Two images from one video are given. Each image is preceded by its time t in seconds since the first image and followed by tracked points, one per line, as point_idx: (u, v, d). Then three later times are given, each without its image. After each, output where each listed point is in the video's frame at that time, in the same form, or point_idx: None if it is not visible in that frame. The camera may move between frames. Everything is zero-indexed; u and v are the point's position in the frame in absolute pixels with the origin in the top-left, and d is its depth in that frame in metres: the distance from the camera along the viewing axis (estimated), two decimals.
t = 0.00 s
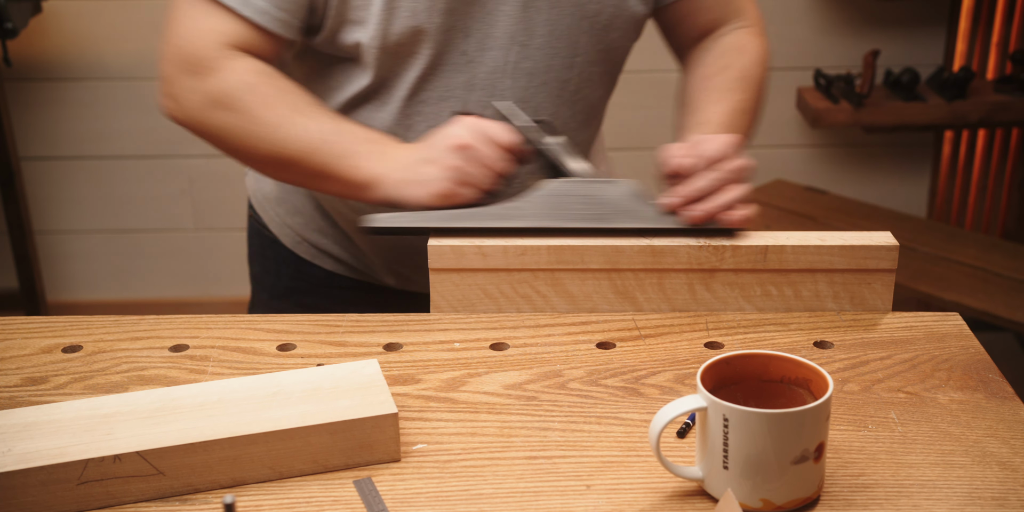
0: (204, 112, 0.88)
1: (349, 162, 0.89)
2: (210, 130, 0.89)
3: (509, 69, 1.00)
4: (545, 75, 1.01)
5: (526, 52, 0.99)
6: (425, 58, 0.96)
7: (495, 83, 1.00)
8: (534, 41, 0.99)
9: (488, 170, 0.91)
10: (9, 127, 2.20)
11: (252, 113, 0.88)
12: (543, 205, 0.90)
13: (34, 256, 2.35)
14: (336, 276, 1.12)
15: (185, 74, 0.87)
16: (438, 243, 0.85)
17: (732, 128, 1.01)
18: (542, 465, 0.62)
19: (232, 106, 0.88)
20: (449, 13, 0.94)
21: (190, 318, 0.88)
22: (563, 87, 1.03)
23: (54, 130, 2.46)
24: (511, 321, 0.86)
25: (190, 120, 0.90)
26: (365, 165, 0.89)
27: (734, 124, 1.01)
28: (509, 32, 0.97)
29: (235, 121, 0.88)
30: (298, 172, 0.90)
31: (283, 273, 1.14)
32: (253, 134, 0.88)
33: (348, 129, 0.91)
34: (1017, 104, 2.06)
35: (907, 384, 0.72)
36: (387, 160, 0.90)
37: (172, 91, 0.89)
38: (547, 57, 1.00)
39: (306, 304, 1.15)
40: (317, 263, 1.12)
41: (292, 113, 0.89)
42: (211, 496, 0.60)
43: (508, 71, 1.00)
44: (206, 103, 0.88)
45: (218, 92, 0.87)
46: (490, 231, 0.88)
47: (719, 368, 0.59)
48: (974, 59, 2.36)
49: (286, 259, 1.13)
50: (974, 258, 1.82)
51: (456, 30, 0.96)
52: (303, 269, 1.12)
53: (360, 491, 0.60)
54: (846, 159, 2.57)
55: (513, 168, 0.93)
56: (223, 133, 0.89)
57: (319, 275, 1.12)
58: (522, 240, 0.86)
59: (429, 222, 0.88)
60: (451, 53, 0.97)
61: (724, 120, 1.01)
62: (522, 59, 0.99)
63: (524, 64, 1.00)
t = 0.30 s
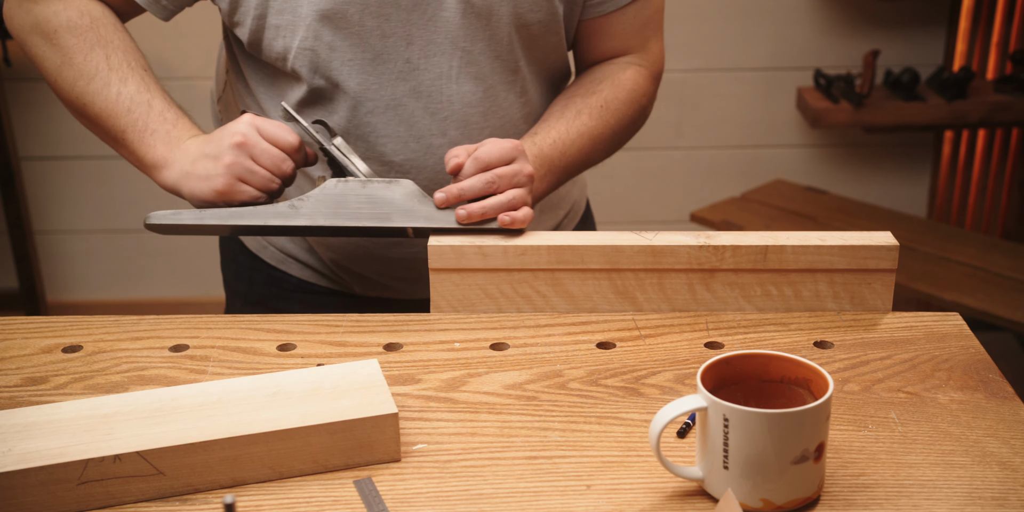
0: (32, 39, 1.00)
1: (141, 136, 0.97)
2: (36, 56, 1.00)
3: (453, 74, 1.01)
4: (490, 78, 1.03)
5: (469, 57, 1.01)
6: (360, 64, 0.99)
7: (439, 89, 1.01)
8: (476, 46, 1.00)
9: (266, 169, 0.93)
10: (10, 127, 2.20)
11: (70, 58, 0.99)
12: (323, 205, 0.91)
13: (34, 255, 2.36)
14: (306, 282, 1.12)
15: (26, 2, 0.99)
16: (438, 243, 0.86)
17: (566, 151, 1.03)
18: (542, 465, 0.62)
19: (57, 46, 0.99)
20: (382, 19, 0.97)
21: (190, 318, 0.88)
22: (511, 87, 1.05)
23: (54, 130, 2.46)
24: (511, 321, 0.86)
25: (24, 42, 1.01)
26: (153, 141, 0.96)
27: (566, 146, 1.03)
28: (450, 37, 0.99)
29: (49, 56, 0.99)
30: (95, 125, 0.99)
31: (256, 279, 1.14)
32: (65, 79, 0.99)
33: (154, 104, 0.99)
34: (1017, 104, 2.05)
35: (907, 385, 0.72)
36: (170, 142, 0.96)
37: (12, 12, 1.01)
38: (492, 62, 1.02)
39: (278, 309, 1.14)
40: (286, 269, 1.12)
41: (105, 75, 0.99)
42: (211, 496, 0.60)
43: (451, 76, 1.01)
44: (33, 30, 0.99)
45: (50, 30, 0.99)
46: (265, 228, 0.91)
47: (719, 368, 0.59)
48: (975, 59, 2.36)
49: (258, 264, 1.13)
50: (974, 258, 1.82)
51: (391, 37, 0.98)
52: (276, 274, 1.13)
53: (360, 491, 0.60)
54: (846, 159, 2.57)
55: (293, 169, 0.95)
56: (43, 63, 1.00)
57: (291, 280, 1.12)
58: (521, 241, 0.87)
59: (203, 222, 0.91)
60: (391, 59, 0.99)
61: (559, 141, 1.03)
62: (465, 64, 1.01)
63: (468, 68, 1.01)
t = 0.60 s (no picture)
0: (222, 106, 0.87)
1: (378, 160, 0.88)
2: (225, 124, 0.88)
3: (551, 79, 1.00)
4: (581, 84, 1.02)
5: (567, 61, 0.99)
6: (468, 67, 0.97)
7: (537, 93, 1.01)
8: (575, 50, 0.99)
9: (515, 170, 0.90)
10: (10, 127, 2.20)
11: (270, 110, 0.87)
12: (574, 207, 0.89)
13: (35, 256, 2.36)
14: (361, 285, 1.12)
15: (199, 68, 0.85)
16: (438, 243, 0.85)
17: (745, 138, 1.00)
18: (542, 465, 0.62)
19: (251, 102, 0.87)
20: (494, 22, 0.94)
21: (191, 318, 0.88)
22: (596, 94, 1.04)
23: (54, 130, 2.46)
24: (511, 321, 0.86)
25: (206, 113, 0.88)
26: (393, 163, 0.88)
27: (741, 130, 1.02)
28: (552, 42, 0.97)
29: (251, 116, 0.87)
30: (324, 171, 0.89)
31: (308, 283, 1.14)
32: (273, 131, 0.87)
33: (373, 127, 0.90)
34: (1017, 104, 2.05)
35: (907, 384, 0.72)
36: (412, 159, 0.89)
37: (184, 85, 0.87)
38: (586, 68, 1.01)
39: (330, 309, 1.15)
40: (342, 274, 1.12)
41: (309, 110, 0.88)
42: (211, 496, 0.60)
43: (550, 81, 1.00)
44: (221, 98, 0.86)
45: (235, 89, 0.86)
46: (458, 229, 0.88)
47: (719, 368, 0.59)
48: (974, 59, 2.36)
49: (311, 270, 1.12)
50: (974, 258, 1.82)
51: (499, 39, 0.96)
52: (330, 279, 1.12)
53: (360, 491, 0.60)
54: (846, 158, 2.57)
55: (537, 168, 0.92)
56: (241, 130, 0.88)
57: (346, 286, 1.12)
58: (523, 240, 0.87)
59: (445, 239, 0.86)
60: (494, 61, 0.98)
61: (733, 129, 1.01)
62: (562, 69, 0.99)
63: (564, 74, 1.00)
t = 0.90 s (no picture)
0: (492, 145, 0.85)
1: (660, 171, 0.89)
2: (499, 163, 0.87)
3: (600, 64, 1.02)
4: (629, 72, 1.04)
5: (617, 48, 1.02)
6: (535, 55, 0.97)
7: (588, 78, 1.03)
8: (624, 37, 1.01)
9: (803, 169, 0.93)
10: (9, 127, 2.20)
11: (552, 138, 0.85)
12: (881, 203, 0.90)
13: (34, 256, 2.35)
14: (387, 282, 1.11)
15: (467, 111, 0.84)
16: (438, 243, 0.85)
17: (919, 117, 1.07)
18: (542, 465, 0.62)
19: (524, 134, 0.85)
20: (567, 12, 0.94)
21: (191, 318, 0.88)
22: (642, 80, 1.07)
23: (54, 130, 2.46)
24: (511, 321, 0.86)
25: (478, 154, 0.86)
26: (678, 172, 0.90)
27: (951, 105, 1.08)
28: (604, 28, 0.99)
29: (529, 149, 0.86)
30: (610, 193, 0.89)
31: (331, 280, 1.13)
32: (554, 159, 0.86)
33: (642, 139, 0.91)
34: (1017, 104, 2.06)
35: (907, 384, 0.72)
36: (688, 166, 0.91)
37: (451, 134, 0.85)
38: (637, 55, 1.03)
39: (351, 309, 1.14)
40: (369, 271, 1.11)
41: (587, 131, 0.87)
42: (211, 496, 0.60)
43: (599, 66, 1.03)
44: (492, 138, 0.85)
45: (501, 125, 0.85)
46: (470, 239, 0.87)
47: (719, 368, 0.59)
48: (974, 59, 2.36)
49: (335, 266, 1.12)
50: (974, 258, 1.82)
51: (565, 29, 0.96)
52: (353, 277, 1.11)
53: (360, 491, 0.60)
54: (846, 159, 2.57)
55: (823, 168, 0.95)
56: (519, 166, 0.87)
57: (369, 281, 1.11)
58: (522, 240, 0.87)
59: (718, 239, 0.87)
60: (557, 50, 0.98)
61: (944, 107, 1.08)
62: (613, 55, 1.02)
63: (615, 59, 1.02)
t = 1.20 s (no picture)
0: (214, 105, 0.86)
1: (372, 161, 0.88)
2: (216, 122, 0.87)
3: (542, 72, 0.99)
4: (575, 78, 1.01)
5: (559, 54, 0.99)
6: (461, 61, 0.96)
7: (530, 85, 1.00)
8: (567, 43, 0.98)
9: (508, 171, 0.91)
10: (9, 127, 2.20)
11: (270, 110, 0.86)
12: (566, 206, 0.91)
13: (34, 256, 2.35)
14: (350, 286, 1.12)
15: (194, 69, 0.84)
16: (438, 243, 0.85)
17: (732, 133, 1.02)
18: (542, 465, 0.62)
19: (247, 100, 0.86)
20: (492, 15, 0.94)
21: (190, 318, 0.88)
22: (590, 89, 1.03)
23: (54, 130, 2.46)
24: (511, 321, 0.86)
25: (201, 111, 0.87)
26: (382, 163, 0.88)
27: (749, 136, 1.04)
28: (545, 34, 0.97)
29: (244, 115, 0.86)
30: (314, 172, 0.89)
31: (296, 285, 1.14)
32: (267, 131, 0.87)
33: (365, 123, 0.90)
34: (1017, 104, 2.05)
35: (907, 384, 0.72)
36: (400, 157, 0.89)
37: (180, 83, 0.86)
38: (579, 62, 1.00)
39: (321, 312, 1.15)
40: (332, 275, 1.11)
41: (310, 111, 0.88)
42: (211, 496, 0.60)
43: (541, 74, 0.99)
44: (212, 97, 0.85)
45: (231, 88, 0.85)
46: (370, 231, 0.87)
47: (719, 368, 0.59)
48: (974, 59, 2.36)
49: (299, 272, 1.13)
50: (974, 258, 1.82)
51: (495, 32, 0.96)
52: (319, 281, 1.12)
53: (360, 491, 0.60)
54: (845, 159, 2.57)
55: (533, 169, 0.93)
56: (240, 130, 0.87)
57: (334, 286, 1.12)
58: (521, 240, 0.86)
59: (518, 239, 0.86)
60: (485, 55, 0.97)
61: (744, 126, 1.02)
62: (555, 62, 0.99)
63: (557, 66, 0.99)
